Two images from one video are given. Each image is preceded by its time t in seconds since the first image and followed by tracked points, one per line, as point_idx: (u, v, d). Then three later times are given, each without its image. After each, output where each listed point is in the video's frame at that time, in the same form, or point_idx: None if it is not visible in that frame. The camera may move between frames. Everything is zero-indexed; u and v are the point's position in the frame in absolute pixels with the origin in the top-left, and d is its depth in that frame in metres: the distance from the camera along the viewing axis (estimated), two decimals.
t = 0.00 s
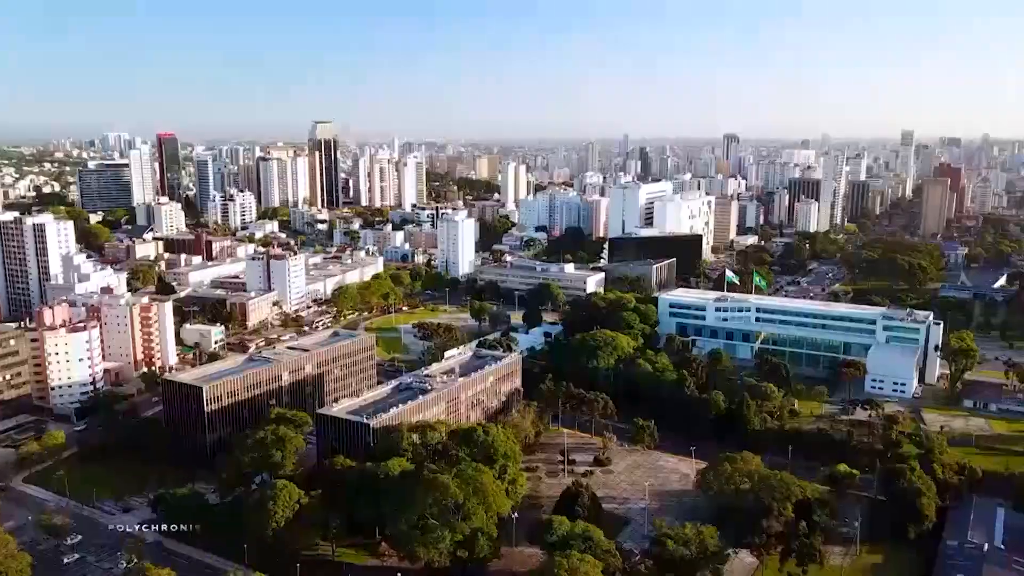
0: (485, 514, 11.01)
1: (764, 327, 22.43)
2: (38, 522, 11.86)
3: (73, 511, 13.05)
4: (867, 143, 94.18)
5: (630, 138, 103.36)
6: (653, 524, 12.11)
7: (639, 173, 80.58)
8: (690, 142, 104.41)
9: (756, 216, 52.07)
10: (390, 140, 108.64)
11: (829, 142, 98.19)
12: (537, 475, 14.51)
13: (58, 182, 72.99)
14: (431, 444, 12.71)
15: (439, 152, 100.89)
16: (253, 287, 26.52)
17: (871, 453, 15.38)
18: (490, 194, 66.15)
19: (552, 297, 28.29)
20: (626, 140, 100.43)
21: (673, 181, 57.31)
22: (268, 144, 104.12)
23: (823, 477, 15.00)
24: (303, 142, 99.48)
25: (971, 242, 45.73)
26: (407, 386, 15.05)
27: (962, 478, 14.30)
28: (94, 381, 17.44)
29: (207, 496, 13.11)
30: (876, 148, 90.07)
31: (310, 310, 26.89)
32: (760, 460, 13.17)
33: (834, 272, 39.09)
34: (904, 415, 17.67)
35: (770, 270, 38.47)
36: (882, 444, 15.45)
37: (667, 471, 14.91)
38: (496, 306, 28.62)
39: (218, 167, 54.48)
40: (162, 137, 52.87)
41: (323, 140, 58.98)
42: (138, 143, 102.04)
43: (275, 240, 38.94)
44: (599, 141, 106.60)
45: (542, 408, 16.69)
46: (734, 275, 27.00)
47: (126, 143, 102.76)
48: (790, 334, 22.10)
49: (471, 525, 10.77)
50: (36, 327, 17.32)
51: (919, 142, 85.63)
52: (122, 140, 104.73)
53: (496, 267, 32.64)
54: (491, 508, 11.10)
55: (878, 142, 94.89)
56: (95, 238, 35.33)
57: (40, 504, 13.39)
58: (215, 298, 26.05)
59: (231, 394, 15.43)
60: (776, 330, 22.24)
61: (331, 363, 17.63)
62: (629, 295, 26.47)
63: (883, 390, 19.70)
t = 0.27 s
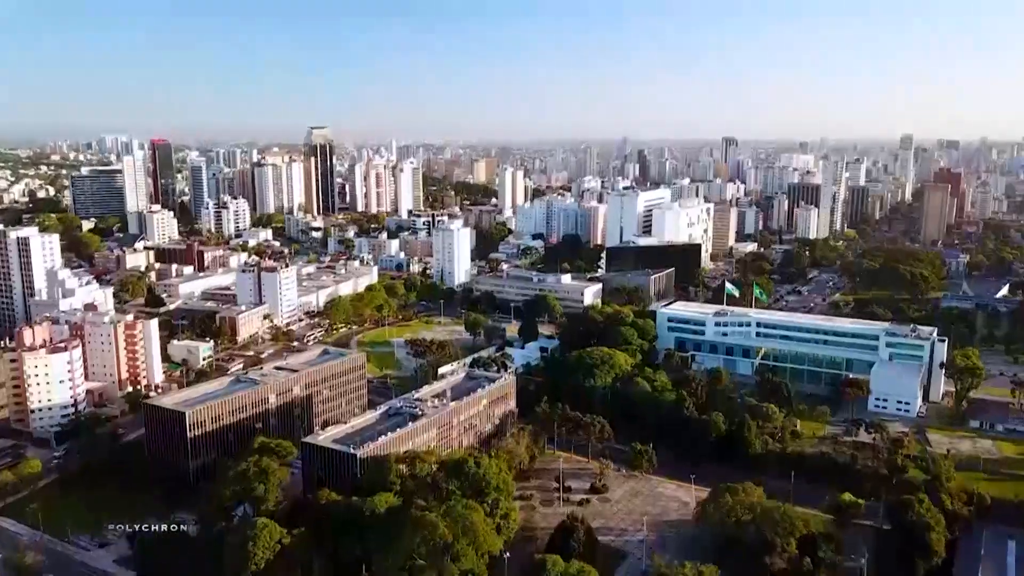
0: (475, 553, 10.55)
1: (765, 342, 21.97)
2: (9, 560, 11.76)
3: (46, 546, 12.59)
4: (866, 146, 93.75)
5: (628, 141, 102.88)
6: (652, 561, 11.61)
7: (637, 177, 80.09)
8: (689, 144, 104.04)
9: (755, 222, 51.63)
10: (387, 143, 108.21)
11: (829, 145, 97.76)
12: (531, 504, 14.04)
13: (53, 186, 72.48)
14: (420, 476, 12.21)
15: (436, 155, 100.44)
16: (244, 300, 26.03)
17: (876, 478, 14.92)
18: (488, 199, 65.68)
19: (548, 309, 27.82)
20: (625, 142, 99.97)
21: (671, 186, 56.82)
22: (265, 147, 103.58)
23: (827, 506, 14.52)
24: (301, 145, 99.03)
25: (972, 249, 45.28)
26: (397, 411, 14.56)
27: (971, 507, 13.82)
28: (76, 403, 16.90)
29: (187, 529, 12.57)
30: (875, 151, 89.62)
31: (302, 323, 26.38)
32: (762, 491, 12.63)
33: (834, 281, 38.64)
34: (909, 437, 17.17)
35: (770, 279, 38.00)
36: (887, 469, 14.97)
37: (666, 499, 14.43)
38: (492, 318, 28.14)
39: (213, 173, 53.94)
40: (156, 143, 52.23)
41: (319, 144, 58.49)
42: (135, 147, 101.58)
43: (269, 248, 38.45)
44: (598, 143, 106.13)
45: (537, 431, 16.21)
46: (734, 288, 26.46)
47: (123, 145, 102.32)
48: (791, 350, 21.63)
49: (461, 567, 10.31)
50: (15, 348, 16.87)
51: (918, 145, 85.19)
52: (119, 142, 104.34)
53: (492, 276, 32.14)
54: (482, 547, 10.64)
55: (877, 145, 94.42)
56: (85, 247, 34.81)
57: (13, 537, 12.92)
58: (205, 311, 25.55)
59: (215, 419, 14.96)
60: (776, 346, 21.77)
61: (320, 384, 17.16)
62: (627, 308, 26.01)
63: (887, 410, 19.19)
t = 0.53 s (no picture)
0: None
1: (760, 358, 21.54)
2: None
3: None
4: (859, 148, 93.47)
5: (622, 143, 102.49)
6: None
7: (630, 181, 79.69)
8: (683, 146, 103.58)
9: (749, 228, 51.23)
10: (380, 145, 107.61)
11: (822, 146, 97.48)
12: (521, 535, 13.54)
13: (41, 190, 71.66)
14: (404, 512, 11.70)
15: (429, 158, 99.91)
16: (229, 314, 25.46)
17: (877, 505, 14.46)
18: (480, 204, 65.19)
19: (541, 321, 27.33)
20: (618, 145, 99.54)
21: (665, 192, 56.40)
22: (257, 149, 102.90)
23: (827, 537, 14.07)
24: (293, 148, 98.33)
25: (968, 256, 44.95)
26: (381, 438, 14.04)
27: (975, 538, 13.37)
28: (50, 427, 16.36)
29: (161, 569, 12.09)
30: (869, 153, 89.34)
31: (289, 336, 25.82)
32: (760, 524, 12.18)
33: (830, 289, 38.23)
34: (910, 460, 16.73)
35: (765, 287, 37.58)
36: (888, 495, 14.52)
37: (660, 529, 13.95)
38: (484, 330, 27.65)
39: (202, 179, 53.25)
40: (144, 148, 51.58)
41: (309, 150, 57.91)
42: (126, 150, 100.71)
43: (257, 257, 37.87)
44: (591, 145, 105.68)
45: (529, 457, 15.70)
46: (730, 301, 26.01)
47: (115, 148, 101.54)
48: (787, 365, 21.20)
49: None
50: None
51: (912, 148, 84.92)
52: (109, 144, 103.52)
53: (483, 287, 31.61)
54: None
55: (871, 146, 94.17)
56: (69, 257, 34.18)
57: None
58: (189, 325, 24.98)
59: (193, 446, 14.45)
60: (772, 362, 21.35)
61: (304, 406, 16.64)
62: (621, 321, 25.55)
63: (886, 429, 18.75)
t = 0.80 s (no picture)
0: None
1: (754, 375, 21.09)
2: None
3: None
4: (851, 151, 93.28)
5: (613, 146, 102.13)
6: None
7: (622, 185, 79.32)
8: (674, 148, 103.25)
9: (741, 234, 50.85)
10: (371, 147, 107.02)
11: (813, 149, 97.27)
12: (509, 569, 13.03)
13: (28, 195, 70.80)
14: (386, 551, 11.19)
15: (420, 160, 99.35)
16: (212, 329, 24.82)
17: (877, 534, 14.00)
18: (471, 209, 64.69)
19: (531, 334, 26.83)
20: (610, 148, 99.18)
21: (657, 197, 56.01)
22: (247, 153, 102.22)
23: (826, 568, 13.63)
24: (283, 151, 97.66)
25: (961, 262, 44.65)
26: (363, 468, 13.50)
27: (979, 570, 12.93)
28: (20, 454, 15.76)
29: None
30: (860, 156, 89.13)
31: (274, 351, 25.23)
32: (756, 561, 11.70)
33: (823, 297, 37.85)
34: (908, 483, 16.31)
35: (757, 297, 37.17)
36: (888, 523, 14.06)
37: (653, 561, 13.45)
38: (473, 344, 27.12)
39: (188, 185, 52.53)
40: (129, 154, 50.83)
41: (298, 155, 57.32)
42: (114, 153, 99.82)
43: (243, 267, 37.27)
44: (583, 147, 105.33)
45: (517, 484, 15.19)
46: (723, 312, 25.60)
47: (104, 151, 100.67)
48: (782, 382, 20.77)
49: None
50: None
51: (903, 151, 84.67)
52: (98, 147, 102.66)
53: (473, 298, 31.01)
54: None
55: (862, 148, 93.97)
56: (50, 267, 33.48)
57: None
58: (170, 340, 24.36)
59: (168, 476, 13.91)
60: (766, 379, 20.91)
61: (284, 431, 16.10)
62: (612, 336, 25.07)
63: (883, 449, 18.32)
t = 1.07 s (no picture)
0: None
1: (753, 393, 20.67)
2: None
3: None
4: (847, 154, 92.82)
5: (609, 149, 101.67)
6: None
7: (618, 188, 78.93)
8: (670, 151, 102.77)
9: (738, 240, 50.39)
10: (366, 150, 106.45)
11: (809, 151, 96.77)
12: None
13: (19, 198, 70.19)
14: None
15: (416, 163, 98.84)
16: (199, 344, 24.21)
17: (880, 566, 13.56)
18: (466, 215, 64.19)
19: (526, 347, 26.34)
20: (605, 151, 98.72)
21: (653, 203, 55.58)
22: (241, 156, 101.68)
23: None
24: (278, 154, 97.12)
25: (959, 270, 44.21)
26: (350, 500, 12.99)
27: None
28: None
29: None
30: (856, 158, 88.67)
31: (262, 366, 24.70)
32: None
33: (821, 307, 37.39)
34: (912, 510, 15.84)
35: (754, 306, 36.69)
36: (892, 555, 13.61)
37: None
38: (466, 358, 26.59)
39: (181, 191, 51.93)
40: (119, 160, 50.22)
41: (292, 161, 56.82)
42: (109, 155, 99.27)
43: (234, 277, 36.76)
44: (579, 149, 104.79)
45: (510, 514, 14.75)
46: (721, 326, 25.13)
47: (98, 153, 100.19)
48: (782, 401, 20.34)
49: None
50: None
51: (900, 155, 84.19)
52: (93, 150, 102.15)
53: (467, 309, 30.45)
54: None
55: (859, 150, 93.46)
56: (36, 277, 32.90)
57: None
58: (157, 356, 23.82)
59: (145, 507, 13.37)
60: (765, 397, 20.49)
61: (269, 456, 15.59)
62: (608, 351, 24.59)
63: (886, 471, 17.88)
